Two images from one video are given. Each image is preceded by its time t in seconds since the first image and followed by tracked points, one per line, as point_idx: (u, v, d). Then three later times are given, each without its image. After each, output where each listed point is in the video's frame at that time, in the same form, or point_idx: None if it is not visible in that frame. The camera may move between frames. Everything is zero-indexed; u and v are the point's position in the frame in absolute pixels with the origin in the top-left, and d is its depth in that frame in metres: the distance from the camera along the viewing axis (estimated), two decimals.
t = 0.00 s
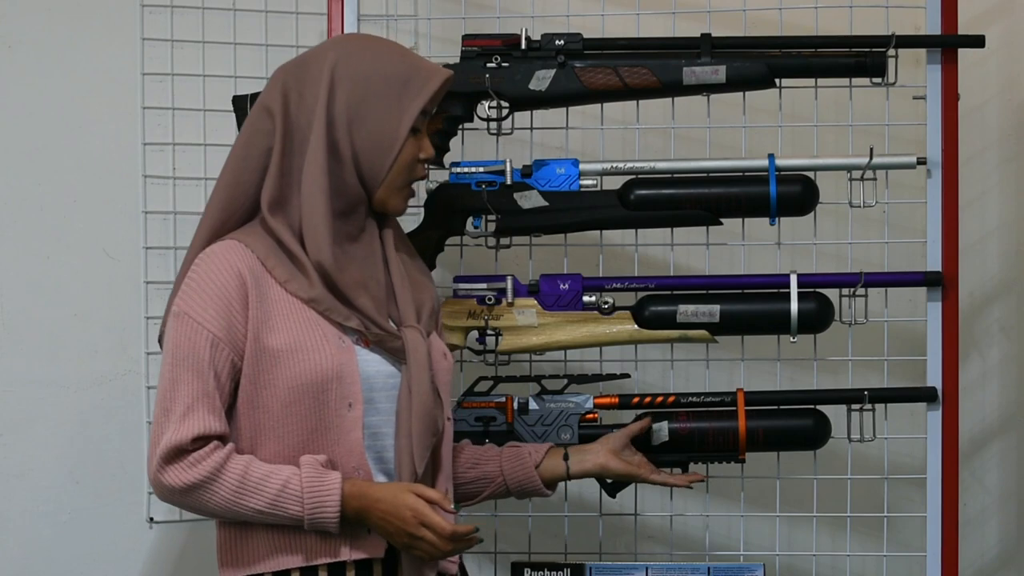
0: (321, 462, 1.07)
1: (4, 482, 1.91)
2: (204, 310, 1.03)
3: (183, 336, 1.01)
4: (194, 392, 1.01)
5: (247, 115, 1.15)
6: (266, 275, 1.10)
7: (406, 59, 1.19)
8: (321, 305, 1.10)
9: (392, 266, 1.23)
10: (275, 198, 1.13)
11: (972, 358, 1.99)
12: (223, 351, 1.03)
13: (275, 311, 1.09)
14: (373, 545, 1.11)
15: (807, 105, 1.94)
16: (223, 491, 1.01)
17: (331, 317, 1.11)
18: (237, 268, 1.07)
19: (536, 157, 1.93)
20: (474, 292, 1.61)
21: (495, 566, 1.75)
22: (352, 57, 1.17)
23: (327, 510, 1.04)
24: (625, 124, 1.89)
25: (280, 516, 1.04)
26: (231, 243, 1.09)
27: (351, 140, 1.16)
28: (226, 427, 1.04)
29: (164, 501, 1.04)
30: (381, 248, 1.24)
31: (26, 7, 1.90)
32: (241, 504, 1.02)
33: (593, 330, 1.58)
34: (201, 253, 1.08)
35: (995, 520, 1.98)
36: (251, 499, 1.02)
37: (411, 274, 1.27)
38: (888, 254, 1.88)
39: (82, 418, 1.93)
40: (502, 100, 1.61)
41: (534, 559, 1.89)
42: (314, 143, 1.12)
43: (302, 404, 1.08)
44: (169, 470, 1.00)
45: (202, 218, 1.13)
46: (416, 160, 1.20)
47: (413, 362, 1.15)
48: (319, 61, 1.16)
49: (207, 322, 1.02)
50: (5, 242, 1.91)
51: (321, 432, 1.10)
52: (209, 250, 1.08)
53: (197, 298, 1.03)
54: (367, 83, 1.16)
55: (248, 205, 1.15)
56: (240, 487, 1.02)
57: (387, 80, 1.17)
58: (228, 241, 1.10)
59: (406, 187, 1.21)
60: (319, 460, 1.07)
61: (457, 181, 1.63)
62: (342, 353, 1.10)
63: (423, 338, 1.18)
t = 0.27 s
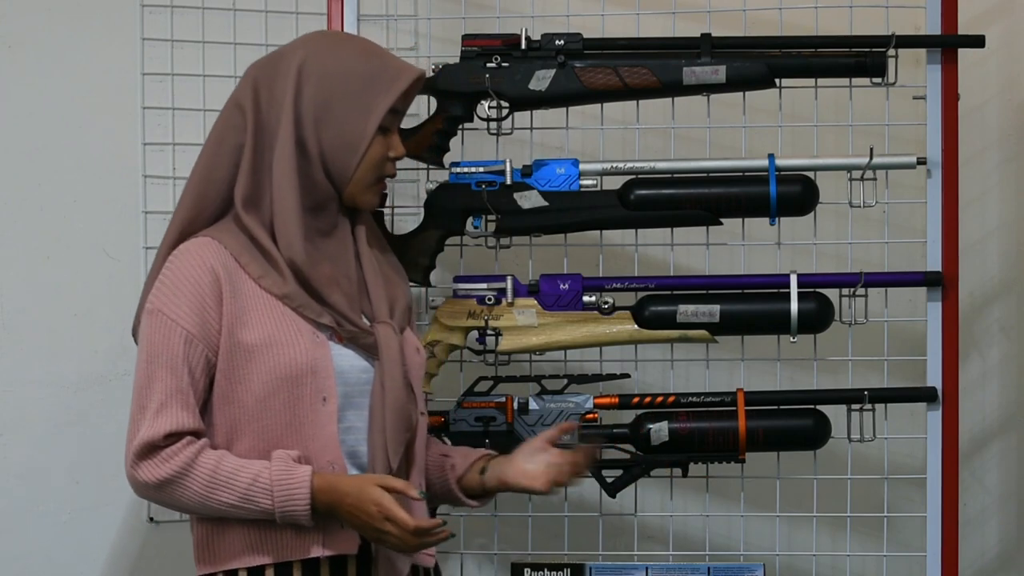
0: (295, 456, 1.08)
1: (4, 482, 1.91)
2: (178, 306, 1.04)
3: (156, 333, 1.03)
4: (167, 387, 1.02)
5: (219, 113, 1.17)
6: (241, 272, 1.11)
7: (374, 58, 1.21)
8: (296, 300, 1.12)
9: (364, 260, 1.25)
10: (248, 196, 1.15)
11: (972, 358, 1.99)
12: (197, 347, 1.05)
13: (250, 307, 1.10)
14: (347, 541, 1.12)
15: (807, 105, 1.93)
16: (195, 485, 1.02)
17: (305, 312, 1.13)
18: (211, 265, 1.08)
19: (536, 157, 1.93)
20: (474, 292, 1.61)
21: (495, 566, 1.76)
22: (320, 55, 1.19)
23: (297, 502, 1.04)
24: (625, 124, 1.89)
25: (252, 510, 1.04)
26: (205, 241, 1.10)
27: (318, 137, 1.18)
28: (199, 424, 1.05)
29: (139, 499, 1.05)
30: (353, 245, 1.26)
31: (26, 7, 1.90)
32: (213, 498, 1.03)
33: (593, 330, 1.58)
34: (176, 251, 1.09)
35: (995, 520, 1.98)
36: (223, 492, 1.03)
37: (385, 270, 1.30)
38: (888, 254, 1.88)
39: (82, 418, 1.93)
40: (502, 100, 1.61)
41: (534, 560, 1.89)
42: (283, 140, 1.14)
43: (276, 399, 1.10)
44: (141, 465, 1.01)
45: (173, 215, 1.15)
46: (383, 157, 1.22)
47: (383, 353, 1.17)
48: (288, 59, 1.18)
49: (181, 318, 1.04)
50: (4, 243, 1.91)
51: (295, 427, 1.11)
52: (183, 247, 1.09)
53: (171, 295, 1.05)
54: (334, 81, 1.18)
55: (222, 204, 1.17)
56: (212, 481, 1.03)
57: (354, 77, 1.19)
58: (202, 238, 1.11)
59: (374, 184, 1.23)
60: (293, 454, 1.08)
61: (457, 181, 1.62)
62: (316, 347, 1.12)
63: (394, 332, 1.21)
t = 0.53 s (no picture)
0: (244, 449, 1.12)
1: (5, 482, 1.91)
2: (137, 301, 1.11)
3: (116, 325, 1.10)
4: (121, 378, 1.09)
5: (189, 112, 1.23)
6: (203, 269, 1.17)
7: (339, 55, 1.23)
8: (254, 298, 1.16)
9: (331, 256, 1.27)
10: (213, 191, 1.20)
11: (972, 358, 1.99)
12: (154, 340, 1.11)
13: (210, 303, 1.16)
14: (295, 536, 1.15)
15: (807, 104, 1.93)
16: (143, 473, 1.08)
17: (262, 310, 1.16)
18: (171, 263, 1.15)
19: (536, 157, 1.93)
20: (474, 292, 1.61)
21: (495, 566, 1.76)
22: (285, 52, 1.22)
23: (240, 492, 1.08)
24: (625, 124, 1.89)
25: (198, 500, 1.09)
26: (169, 238, 1.17)
27: (281, 134, 1.21)
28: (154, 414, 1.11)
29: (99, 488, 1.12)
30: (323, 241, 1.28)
31: (27, 8, 1.91)
32: (160, 486, 1.08)
33: (593, 330, 1.58)
34: (142, 248, 1.16)
35: (995, 520, 1.98)
36: (169, 481, 1.08)
37: (358, 268, 1.32)
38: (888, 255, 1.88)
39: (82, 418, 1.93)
40: (502, 100, 1.61)
41: (534, 560, 1.89)
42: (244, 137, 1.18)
43: (232, 394, 1.14)
44: (93, 451, 1.08)
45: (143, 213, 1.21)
46: (346, 153, 1.24)
47: (340, 353, 1.19)
48: (254, 57, 1.22)
49: (139, 312, 1.11)
50: (5, 243, 1.92)
51: (250, 423, 1.15)
52: (148, 244, 1.17)
53: (132, 290, 1.12)
54: (295, 77, 1.21)
55: (191, 201, 1.22)
56: (159, 470, 1.08)
57: (317, 74, 1.22)
58: (167, 236, 1.18)
59: (338, 179, 1.25)
60: (242, 447, 1.12)
61: (457, 181, 1.62)
62: (272, 345, 1.16)
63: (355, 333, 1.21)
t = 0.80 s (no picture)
0: (203, 453, 1.15)
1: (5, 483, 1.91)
2: (101, 303, 1.14)
3: (81, 326, 1.13)
4: (83, 379, 1.11)
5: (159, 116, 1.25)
6: (168, 270, 1.18)
7: (303, 54, 1.25)
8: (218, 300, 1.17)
9: (302, 255, 1.27)
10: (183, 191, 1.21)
11: (972, 358, 1.99)
12: (117, 342, 1.14)
13: (176, 304, 1.17)
14: (251, 535, 1.17)
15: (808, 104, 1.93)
16: (103, 473, 1.11)
17: (226, 312, 1.17)
18: (137, 265, 1.16)
19: (536, 157, 1.93)
20: (474, 292, 1.61)
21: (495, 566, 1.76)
22: (251, 51, 1.23)
23: (200, 498, 1.11)
24: (625, 124, 1.89)
25: (156, 502, 1.12)
26: (137, 240, 1.19)
27: (246, 131, 1.22)
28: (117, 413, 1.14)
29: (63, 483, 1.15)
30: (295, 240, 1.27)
31: (27, 8, 1.90)
32: (119, 488, 1.11)
33: (593, 330, 1.58)
34: (111, 248, 1.19)
35: (995, 519, 1.98)
36: (129, 483, 1.11)
37: (331, 267, 1.31)
38: (888, 255, 1.88)
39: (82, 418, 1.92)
40: (502, 100, 1.61)
41: (534, 560, 1.89)
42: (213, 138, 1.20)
43: (195, 395, 1.16)
44: (53, 451, 1.10)
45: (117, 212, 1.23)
46: (312, 150, 1.24)
47: (303, 357, 1.18)
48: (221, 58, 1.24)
49: (103, 314, 1.13)
50: (6, 243, 1.91)
51: (212, 424, 1.17)
52: (118, 245, 1.19)
53: (98, 291, 1.14)
54: (260, 75, 1.22)
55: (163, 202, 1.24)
56: (119, 472, 1.11)
57: (282, 72, 1.23)
58: (135, 237, 1.19)
59: (306, 177, 1.25)
60: (202, 450, 1.15)
61: (457, 181, 1.62)
62: (236, 347, 1.17)
63: (321, 336, 1.21)
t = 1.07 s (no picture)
0: (186, 453, 1.15)
1: (5, 483, 1.91)
2: (85, 304, 1.14)
3: (65, 328, 1.13)
4: (67, 380, 1.12)
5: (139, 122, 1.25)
6: (149, 271, 1.18)
7: (269, 51, 1.24)
8: (199, 300, 1.18)
9: (282, 256, 1.27)
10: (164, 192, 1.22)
11: (972, 358, 1.99)
12: (100, 342, 1.14)
13: (157, 306, 1.17)
14: (231, 536, 1.18)
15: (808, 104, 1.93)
16: (88, 475, 1.11)
17: (206, 312, 1.18)
18: (120, 266, 1.17)
19: (536, 157, 1.93)
20: (474, 292, 1.61)
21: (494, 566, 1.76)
22: (219, 51, 1.23)
23: (185, 498, 1.12)
24: (625, 124, 1.89)
25: (141, 503, 1.12)
26: (119, 241, 1.19)
27: (214, 131, 1.22)
28: (100, 415, 1.14)
29: (45, 485, 1.15)
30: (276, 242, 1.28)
31: (28, 8, 1.90)
32: (104, 489, 1.12)
33: (593, 330, 1.58)
34: (94, 249, 1.19)
35: (995, 519, 1.98)
36: (114, 485, 1.12)
37: (312, 269, 1.32)
38: (889, 255, 1.88)
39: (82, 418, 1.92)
40: (502, 100, 1.61)
41: (534, 560, 1.89)
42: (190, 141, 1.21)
43: (176, 396, 1.16)
44: (37, 452, 1.11)
45: (99, 214, 1.23)
46: (279, 147, 1.24)
47: (281, 357, 1.19)
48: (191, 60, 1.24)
49: (87, 316, 1.14)
50: (6, 243, 1.91)
51: (194, 425, 1.17)
52: (100, 246, 1.19)
53: (82, 293, 1.15)
54: (226, 74, 1.22)
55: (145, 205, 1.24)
56: (103, 473, 1.11)
57: (247, 69, 1.22)
58: (117, 239, 1.19)
59: (275, 175, 1.24)
60: (185, 451, 1.16)
61: (457, 181, 1.62)
62: (216, 348, 1.17)
63: (301, 337, 1.21)
